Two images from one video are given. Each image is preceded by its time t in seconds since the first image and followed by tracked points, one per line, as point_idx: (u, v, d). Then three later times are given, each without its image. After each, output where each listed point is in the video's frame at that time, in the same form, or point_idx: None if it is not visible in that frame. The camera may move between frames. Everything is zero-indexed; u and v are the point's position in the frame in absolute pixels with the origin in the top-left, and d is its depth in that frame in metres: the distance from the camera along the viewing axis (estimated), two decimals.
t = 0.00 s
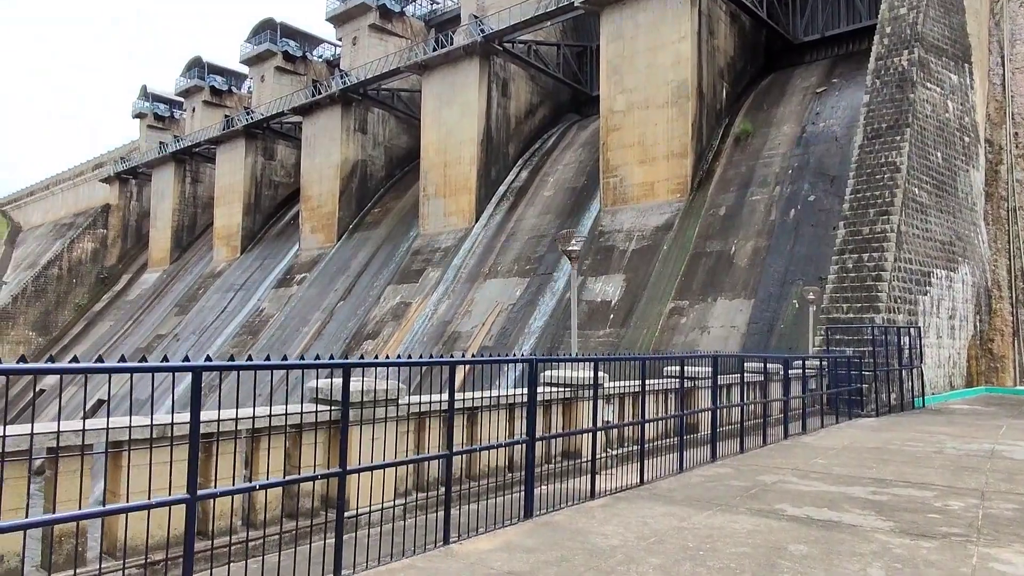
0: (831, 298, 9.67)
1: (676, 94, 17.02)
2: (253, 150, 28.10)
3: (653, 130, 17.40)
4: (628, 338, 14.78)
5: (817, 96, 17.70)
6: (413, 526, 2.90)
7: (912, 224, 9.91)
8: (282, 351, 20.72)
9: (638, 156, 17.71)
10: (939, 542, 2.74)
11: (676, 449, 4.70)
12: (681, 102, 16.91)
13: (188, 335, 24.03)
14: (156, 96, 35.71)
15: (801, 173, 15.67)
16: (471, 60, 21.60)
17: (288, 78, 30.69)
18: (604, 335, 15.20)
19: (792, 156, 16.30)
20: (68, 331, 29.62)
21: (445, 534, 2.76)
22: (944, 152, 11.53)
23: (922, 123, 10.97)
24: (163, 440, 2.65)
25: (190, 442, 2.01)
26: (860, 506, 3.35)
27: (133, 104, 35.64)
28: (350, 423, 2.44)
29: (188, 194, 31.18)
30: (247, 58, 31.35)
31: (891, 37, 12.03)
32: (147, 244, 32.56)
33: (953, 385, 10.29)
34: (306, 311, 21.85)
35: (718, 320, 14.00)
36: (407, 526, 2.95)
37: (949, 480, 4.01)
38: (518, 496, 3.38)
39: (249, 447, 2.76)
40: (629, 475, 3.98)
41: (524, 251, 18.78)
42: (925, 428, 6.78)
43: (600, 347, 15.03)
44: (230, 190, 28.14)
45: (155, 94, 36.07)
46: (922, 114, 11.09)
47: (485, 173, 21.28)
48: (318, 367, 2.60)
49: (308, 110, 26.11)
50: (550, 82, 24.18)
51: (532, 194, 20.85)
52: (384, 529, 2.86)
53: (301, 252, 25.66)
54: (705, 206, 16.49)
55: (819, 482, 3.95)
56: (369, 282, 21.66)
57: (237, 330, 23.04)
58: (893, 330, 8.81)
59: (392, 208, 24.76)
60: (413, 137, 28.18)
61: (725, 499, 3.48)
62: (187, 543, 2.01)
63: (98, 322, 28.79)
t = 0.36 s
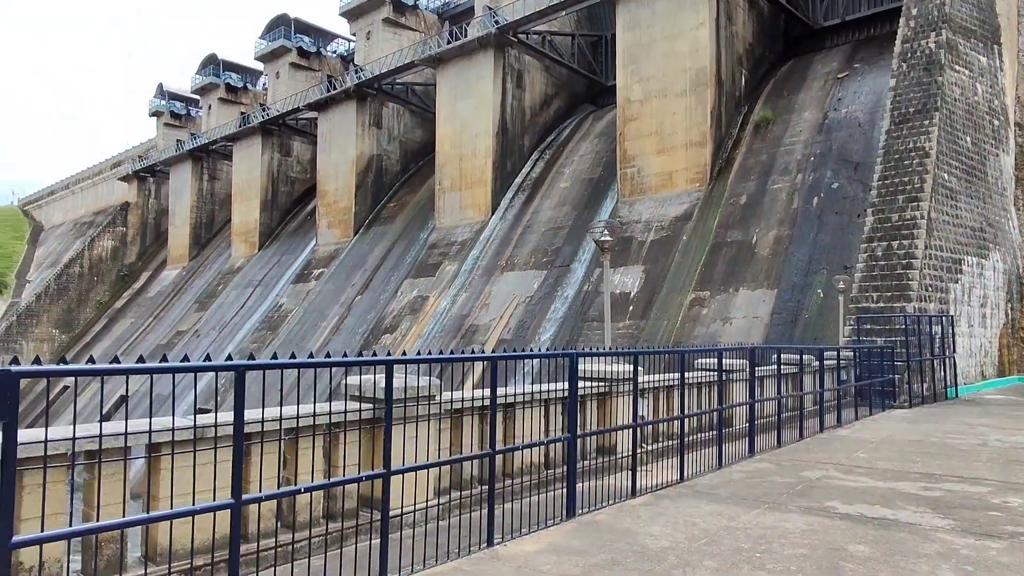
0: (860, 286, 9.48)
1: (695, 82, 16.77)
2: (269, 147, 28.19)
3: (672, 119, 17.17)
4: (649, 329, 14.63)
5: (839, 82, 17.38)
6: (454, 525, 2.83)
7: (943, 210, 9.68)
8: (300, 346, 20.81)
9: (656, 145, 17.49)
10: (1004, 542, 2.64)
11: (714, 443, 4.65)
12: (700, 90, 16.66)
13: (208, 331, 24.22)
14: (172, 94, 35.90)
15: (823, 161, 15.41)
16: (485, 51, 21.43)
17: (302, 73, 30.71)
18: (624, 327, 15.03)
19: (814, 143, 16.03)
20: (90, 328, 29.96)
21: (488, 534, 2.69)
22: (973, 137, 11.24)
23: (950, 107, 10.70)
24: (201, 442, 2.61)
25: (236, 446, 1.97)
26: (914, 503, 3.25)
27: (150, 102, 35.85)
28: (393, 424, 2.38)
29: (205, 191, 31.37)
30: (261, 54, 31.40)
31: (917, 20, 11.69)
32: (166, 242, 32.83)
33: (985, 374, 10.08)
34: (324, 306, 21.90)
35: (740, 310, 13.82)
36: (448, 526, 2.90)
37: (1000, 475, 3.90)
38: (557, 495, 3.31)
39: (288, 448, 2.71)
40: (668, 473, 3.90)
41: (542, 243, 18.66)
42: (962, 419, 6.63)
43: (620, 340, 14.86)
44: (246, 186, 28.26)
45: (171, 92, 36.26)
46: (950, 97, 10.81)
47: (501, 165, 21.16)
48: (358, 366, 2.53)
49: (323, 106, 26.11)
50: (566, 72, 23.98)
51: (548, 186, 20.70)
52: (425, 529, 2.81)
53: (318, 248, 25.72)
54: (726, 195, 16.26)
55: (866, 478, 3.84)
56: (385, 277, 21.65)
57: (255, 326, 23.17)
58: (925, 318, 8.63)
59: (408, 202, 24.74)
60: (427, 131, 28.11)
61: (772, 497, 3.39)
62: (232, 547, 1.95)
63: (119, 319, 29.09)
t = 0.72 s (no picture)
0: (865, 274, 9.43)
1: (694, 70, 16.62)
2: (263, 139, 27.95)
3: (671, 107, 17.03)
4: (650, 319, 14.53)
5: (839, 69, 17.28)
6: (478, 518, 2.77)
7: (947, 196, 9.62)
8: (299, 340, 20.70)
9: (655, 133, 17.36)
10: None
11: (732, 431, 4.63)
12: (699, 78, 16.51)
13: (205, 325, 24.09)
14: (165, 87, 35.56)
15: (824, 148, 15.33)
16: (481, 40, 21.22)
17: (296, 64, 30.44)
18: (625, 316, 14.79)
19: (814, 131, 15.94)
20: (85, 324, 29.75)
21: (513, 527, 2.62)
22: (977, 122, 11.17)
23: (954, 92, 10.62)
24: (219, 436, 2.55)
25: (263, 437, 1.92)
26: (943, 492, 3.20)
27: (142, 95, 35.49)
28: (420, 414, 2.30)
29: (200, 184, 31.14)
30: (254, 46, 31.08)
31: (918, 5, 11.56)
32: (160, 236, 32.60)
33: (989, 360, 10.07)
34: (322, 299, 21.78)
35: (742, 299, 13.74)
36: (469, 518, 2.82)
37: (1021, 462, 3.87)
38: (578, 486, 3.27)
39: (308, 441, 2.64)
40: (688, 462, 3.85)
41: (540, 234, 18.55)
42: (973, 406, 6.60)
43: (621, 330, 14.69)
44: (242, 179, 28.04)
45: (163, 85, 35.90)
46: (954, 83, 10.72)
47: (498, 155, 21.01)
48: (384, 355, 2.46)
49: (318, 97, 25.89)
50: (563, 61, 23.79)
51: (546, 175, 20.59)
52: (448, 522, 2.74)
53: (315, 240, 25.57)
54: (726, 184, 16.18)
55: (889, 466, 3.78)
56: (383, 269, 21.53)
57: (253, 320, 23.03)
58: (932, 305, 8.58)
59: (405, 193, 24.57)
60: (423, 122, 27.91)
61: (798, 486, 3.33)
62: (259, 543, 1.89)
63: (114, 314, 28.90)
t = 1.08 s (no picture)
0: (848, 271, 9.48)
1: (675, 67, 16.61)
2: (239, 133, 27.44)
3: (653, 105, 17.00)
4: (633, 317, 14.45)
5: (818, 68, 17.40)
6: (477, 523, 2.70)
7: (928, 195, 9.71)
8: (276, 338, 20.36)
9: (637, 131, 17.32)
10: None
11: (726, 428, 4.61)
12: (681, 75, 16.51)
13: (178, 323, 23.61)
14: (137, 80, 34.79)
15: (804, 146, 15.41)
16: (462, 35, 21.02)
17: (272, 57, 29.94)
18: (606, 316, 14.63)
19: (794, 129, 16.02)
20: (54, 322, 29.00)
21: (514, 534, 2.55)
22: (955, 121, 11.29)
23: (934, 91, 10.71)
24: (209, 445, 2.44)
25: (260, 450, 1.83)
26: (943, 491, 3.15)
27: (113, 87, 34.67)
28: (420, 421, 2.27)
29: (173, 179, 30.49)
30: (229, 38, 30.51)
31: (899, 4, 11.60)
32: (132, 231, 31.89)
33: (967, 357, 10.20)
34: (300, 297, 21.45)
35: (724, 296, 13.75)
36: (468, 523, 2.75)
37: (1014, 460, 3.85)
38: (578, 489, 3.21)
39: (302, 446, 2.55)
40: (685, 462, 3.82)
41: (522, 231, 18.42)
42: (956, 403, 6.64)
43: (602, 327, 14.51)
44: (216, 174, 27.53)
45: (135, 77, 35.12)
46: (934, 82, 10.80)
47: (479, 151, 20.85)
48: (385, 357, 2.37)
49: (295, 91, 25.47)
50: (543, 57, 23.67)
51: (528, 172, 20.48)
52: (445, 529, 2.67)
53: (292, 236, 25.17)
54: (707, 181, 16.20)
55: (885, 464, 3.74)
56: (362, 266, 21.25)
57: (228, 317, 22.62)
58: (914, 302, 8.65)
59: (384, 189, 24.29)
60: (402, 117, 27.61)
61: (797, 486, 3.27)
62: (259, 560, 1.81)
63: (84, 312, 28.21)
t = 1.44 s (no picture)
0: (850, 286, 9.45)
1: (675, 81, 16.60)
2: (234, 138, 27.28)
3: (652, 118, 16.97)
4: (629, 327, 14.27)
5: (816, 84, 17.46)
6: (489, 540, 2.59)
7: (930, 211, 9.70)
8: (267, 345, 20.13)
9: (636, 143, 17.27)
10: None
11: (739, 442, 4.52)
12: (680, 89, 16.49)
13: (168, 327, 23.35)
14: (132, 83, 34.64)
15: (802, 162, 15.40)
16: (461, 44, 21.00)
17: (270, 63, 29.85)
18: (603, 326, 14.55)
19: (793, 144, 16.02)
20: (43, 324, 28.64)
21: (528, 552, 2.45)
22: (955, 139, 11.30)
23: (935, 108, 10.72)
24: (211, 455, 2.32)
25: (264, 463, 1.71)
26: (967, 512, 3.05)
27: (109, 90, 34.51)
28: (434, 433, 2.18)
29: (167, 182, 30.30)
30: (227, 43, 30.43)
31: (899, 22, 11.61)
32: (124, 235, 31.62)
33: (968, 375, 10.14)
34: (293, 303, 21.27)
35: (722, 309, 13.67)
36: (479, 539, 2.65)
37: None
38: (590, 504, 3.11)
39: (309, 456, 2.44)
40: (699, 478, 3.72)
41: (519, 240, 18.35)
42: (961, 421, 6.57)
43: (598, 339, 14.39)
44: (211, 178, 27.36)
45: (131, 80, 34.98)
46: (935, 99, 10.81)
47: (476, 160, 20.77)
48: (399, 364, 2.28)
49: (292, 97, 25.37)
50: (542, 68, 23.67)
51: (525, 182, 20.40)
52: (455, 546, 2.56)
53: (286, 242, 25.00)
54: (705, 195, 16.15)
55: (902, 484, 3.63)
56: (356, 274, 21.10)
57: (219, 322, 22.39)
58: (917, 319, 8.61)
59: (379, 197, 24.17)
60: (399, 125, 27.55)
61: (816, 505, 3.16)
62: None
63: (73, 315, 27.88)
